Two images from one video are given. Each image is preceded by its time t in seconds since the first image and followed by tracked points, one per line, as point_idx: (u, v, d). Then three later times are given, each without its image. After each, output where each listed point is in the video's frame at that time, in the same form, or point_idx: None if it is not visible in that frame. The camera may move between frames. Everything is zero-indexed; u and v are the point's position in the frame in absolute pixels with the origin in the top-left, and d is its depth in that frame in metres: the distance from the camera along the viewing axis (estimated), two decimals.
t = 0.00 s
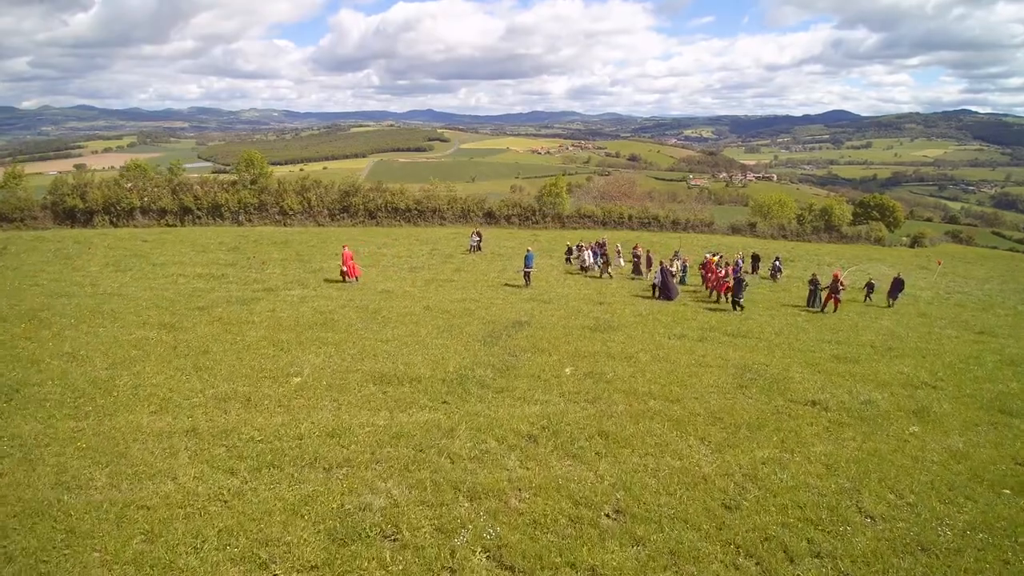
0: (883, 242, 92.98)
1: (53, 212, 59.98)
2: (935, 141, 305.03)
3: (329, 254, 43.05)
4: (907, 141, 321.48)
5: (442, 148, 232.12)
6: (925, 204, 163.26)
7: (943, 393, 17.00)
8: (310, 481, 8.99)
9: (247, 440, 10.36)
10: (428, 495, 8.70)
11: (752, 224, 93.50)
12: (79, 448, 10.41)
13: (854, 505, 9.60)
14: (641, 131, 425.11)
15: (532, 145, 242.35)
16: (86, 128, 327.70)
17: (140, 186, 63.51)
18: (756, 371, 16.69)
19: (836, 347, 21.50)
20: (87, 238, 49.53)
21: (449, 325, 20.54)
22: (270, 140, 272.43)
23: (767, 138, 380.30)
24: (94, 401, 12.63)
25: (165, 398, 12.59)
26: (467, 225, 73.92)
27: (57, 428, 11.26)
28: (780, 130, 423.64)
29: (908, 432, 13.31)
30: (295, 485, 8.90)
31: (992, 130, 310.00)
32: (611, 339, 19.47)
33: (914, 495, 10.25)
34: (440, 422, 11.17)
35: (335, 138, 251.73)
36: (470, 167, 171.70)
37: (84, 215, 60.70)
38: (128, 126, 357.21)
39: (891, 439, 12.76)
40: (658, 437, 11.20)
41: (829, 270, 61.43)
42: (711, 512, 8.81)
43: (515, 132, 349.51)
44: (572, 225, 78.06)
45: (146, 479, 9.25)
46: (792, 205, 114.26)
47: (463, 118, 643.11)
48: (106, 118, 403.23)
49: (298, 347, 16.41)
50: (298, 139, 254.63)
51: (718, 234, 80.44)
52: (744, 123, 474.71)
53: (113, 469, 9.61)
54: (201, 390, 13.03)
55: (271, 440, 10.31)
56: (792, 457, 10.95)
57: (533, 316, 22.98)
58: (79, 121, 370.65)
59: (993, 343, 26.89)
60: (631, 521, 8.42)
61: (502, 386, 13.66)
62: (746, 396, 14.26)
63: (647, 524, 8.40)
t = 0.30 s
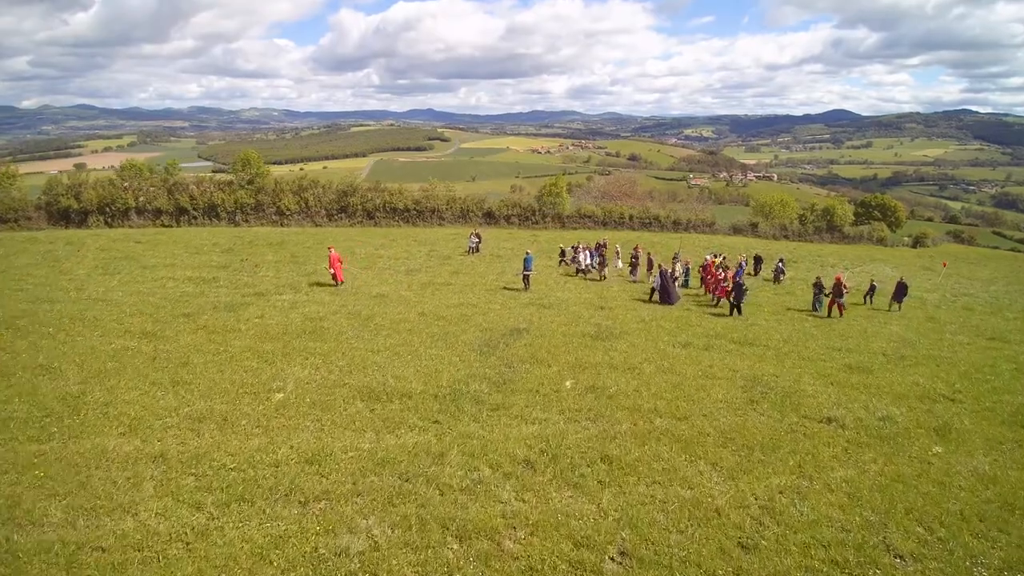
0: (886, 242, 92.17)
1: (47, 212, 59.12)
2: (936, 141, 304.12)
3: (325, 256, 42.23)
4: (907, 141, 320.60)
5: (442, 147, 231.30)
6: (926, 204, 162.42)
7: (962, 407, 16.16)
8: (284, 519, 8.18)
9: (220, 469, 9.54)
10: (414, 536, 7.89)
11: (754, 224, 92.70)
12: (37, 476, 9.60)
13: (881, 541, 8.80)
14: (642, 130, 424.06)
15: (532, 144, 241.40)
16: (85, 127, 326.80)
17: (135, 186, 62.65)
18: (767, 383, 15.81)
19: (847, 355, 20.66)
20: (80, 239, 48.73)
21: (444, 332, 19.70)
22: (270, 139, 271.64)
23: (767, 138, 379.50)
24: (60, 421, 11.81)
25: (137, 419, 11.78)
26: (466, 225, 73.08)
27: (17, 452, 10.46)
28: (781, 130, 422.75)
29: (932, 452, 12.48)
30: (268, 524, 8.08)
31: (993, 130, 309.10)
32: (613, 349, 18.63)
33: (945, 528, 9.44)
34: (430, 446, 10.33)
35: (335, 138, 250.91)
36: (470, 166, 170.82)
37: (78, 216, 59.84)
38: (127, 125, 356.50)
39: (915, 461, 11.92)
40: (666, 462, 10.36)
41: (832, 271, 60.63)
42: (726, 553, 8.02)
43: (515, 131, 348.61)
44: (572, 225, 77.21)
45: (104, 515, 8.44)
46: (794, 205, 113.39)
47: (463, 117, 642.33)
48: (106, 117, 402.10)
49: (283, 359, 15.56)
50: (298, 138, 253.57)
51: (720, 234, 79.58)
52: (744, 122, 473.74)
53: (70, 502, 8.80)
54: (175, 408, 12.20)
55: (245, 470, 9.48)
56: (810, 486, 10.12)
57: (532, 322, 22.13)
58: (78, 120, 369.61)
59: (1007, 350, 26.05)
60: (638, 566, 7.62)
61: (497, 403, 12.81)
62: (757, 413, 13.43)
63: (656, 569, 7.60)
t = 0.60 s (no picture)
0: (888, 243, 91.48)
1: (42, 213, 58.26)
2: (936, 140, 303.34)
3: (321, 257, 41.47)
4: (908, 141, 319.84)
5: (442, 147, 230.51)
6: (927, 203, 161.74)
7: (982, 421, 15.44)
8: (261, 561, 7.51)
9: (194, 500, 8.85)
10: None
11: (755, 225, 91.98)
12: None
13: None
14: (642, 130, 423.13)
15: (532, 144, 240.48)
16: (85, 126, 326.01)
17: (130, 186, 61.83)
18: (778, 396, 15.06)
19: (858, 365, 19.93)
20: (74, 240, 47.93)
21: (440, 340, 18.95)
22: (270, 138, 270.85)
23: (767, 138, 378.62)
24: (27, 441, 11.07)
25: (109, 440, 11.05)
26: (465, 225, 72.30)
27: None
28: (781, 130, 422.00)
29: (956, 474, 11.78)
30: (243, 568, 7.40)
31: (994, 130, 308.44)
32: (616, 358, 17.86)
33: (978, 563, 8.74)
34: (421, 471, 9.59)
35: (334, 137, 250.31)
36: (470, 166, 169.98)
37: (74, 216, 59.02)
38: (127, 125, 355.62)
39: (939, 484, 11.22)
40: (676, 489, 9.63)
41: (836, 273, 59.88)
42: None
43: (515, 130, 348.08)
44: (572, 226, 76.44)
45: (64, 552, 7.77)
46: (796, 206, 112.58)
47: (463, 117, 641.70)
48: (105, 117, 400.99)
49: (269, 370, 14.82)
50: (298, 138, 252.57)
51: (721, 234, 78.85)
52: (744, 122, 472.89)
53: (28, 537, 8.09)
54: (151, 428, 11.47)
55: (220, 501, 8.78)
56: (831, 516, 9.41)
57: (531, 329, 21.37)
58: (80, 120, 368.58)
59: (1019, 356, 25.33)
60: None
61: (494, 419, 12.06)
62: (770, 430, 12.69)
63: None
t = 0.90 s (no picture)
0: (892, 243, 90.53)
1: (36, 214, 57.33)
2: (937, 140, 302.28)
3: (318, 260, 40.51)
4: (908, 140, 318.74)
5: (441, 146, 229.48)
6: (928, 203, 160.81)
7: (1011, 439, 14.57)
8: None
9: (157, 547, 8.01)
10: None
11: (757, 225, 91.14)
12: None
13: None
14: (643, 130, 422.17)
15: (532, 143, 239.42)
16: (84, 125, 324.86)
17: (125, 186, 60.85)
18: (795, 414, 14.16)
19: (874, 377, 19.05)
20: (66, 242, 47.01)
21: (436, 350, 18.07)
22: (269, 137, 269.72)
23: (767, 137, 377.58)
24: None
25: (73, 470, 10.19)
26: (465, 225, 71.39)
27: None
28: (781, 129, 420.99)
29: (991, 503, 10.90)
30: None
31: (994, 130, 307.47)
32: (621, 370, 16.94)
33: None
34: (411, 509, 8.72)
35: (334, 137, 249.30)
36: (470, 166, 168.94)
37: (68, 217, 58.07)
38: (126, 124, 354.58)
39: (975, 516, 10.36)
40: (692, 529, 8.75)
41: (840, 275, 58.90)
42: None
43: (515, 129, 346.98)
44: (573, 226, 75.51)
45: None
46: (798, 205, 111.64)
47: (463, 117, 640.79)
48: (105, 116, 399.93)
49: (252, 387, 13.91)
50: (298, 138, 251.45)
51: (724, 235, 77.93)
52: (745, 121, 471.77)
53: None
54: (119, 457, 10.61)
55: (188, 548, 7.94)
56: (862, 560, 8.55)
57: (531, 338, 20.43)
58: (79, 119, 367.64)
59: None
60: None
61: (492, 443, 11.17)
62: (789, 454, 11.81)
63: None
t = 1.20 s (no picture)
0: (895, 244, 89.63)
1: (29, 215, 56.36)
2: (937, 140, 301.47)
3: (314, 262, 39.62)
4: (909, 140, 317.80)
5: (441, 146, 228.55)
6: (930, 203, 159.90)
7: None
8: None
9: None
10: None
11: (759, 226, 90.26)
12: None
13: None
14: (643, 129, 421.26)
15: (532, 143, 238.30)
16: (84, 125, 323.79)
17: (120, 187, 59.86)
18: (813, 435, 13.31)
19: (892, 391, 18.21)
20: (58, 244, 46.04)
21: (432, 361, 17.19)
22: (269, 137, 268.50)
23: (767, 137, 376.61)
24: None
25: (30, 504, 9.34)
26: (464, 226, 70.51)
27: None
28: (782, 129, 420.09)
29: None
30: None
31: (994, 130, 306.35)
32: (627, 385, 16.04)
33: None
34: (397, 558, 7.90)
35: (333, 136, 248.45)
36: (470, 166, 167.98)
37: (62, 218, 57.10)
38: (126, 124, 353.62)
39: (1014, 554, 9.53)
40: None
41: (845, 277, 58.02)
42: None
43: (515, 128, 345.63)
44: (574, 227, 74.61)
45: None
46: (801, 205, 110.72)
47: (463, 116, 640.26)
48: (105, 117, 399.78)
49: (232, 407, 13.02)
50: (297, 138, 250.37)
51: (726, 236, 77.03)
52: (745, 121, 470.93)
53: None
54: (82, 489, 9.77)
55: None
56: None
57: (531, 347, 19.53)
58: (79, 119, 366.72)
59: None
60: None
61: (489, 472, 10.29)
62: (810, 485, 10.96)
63: None
